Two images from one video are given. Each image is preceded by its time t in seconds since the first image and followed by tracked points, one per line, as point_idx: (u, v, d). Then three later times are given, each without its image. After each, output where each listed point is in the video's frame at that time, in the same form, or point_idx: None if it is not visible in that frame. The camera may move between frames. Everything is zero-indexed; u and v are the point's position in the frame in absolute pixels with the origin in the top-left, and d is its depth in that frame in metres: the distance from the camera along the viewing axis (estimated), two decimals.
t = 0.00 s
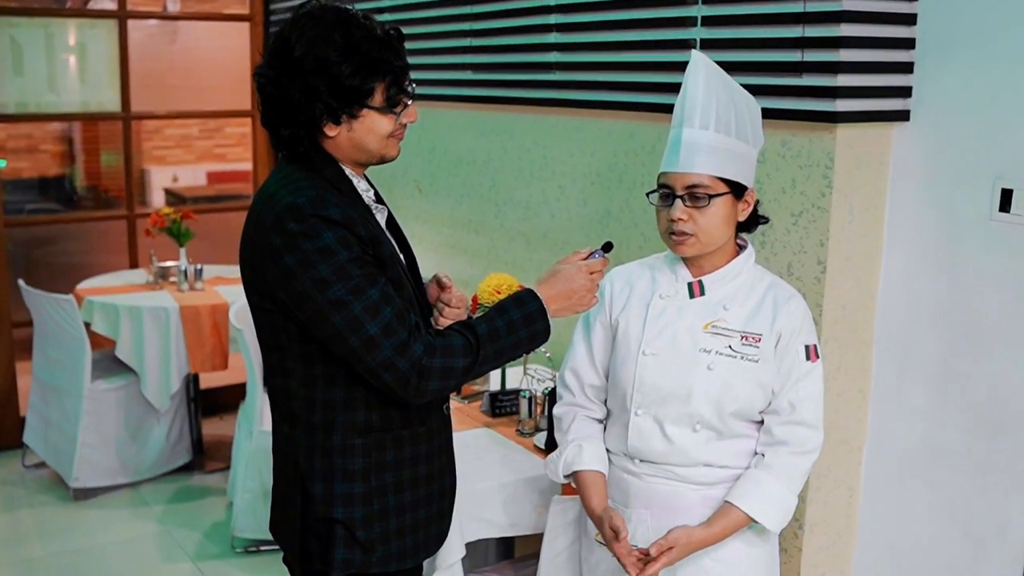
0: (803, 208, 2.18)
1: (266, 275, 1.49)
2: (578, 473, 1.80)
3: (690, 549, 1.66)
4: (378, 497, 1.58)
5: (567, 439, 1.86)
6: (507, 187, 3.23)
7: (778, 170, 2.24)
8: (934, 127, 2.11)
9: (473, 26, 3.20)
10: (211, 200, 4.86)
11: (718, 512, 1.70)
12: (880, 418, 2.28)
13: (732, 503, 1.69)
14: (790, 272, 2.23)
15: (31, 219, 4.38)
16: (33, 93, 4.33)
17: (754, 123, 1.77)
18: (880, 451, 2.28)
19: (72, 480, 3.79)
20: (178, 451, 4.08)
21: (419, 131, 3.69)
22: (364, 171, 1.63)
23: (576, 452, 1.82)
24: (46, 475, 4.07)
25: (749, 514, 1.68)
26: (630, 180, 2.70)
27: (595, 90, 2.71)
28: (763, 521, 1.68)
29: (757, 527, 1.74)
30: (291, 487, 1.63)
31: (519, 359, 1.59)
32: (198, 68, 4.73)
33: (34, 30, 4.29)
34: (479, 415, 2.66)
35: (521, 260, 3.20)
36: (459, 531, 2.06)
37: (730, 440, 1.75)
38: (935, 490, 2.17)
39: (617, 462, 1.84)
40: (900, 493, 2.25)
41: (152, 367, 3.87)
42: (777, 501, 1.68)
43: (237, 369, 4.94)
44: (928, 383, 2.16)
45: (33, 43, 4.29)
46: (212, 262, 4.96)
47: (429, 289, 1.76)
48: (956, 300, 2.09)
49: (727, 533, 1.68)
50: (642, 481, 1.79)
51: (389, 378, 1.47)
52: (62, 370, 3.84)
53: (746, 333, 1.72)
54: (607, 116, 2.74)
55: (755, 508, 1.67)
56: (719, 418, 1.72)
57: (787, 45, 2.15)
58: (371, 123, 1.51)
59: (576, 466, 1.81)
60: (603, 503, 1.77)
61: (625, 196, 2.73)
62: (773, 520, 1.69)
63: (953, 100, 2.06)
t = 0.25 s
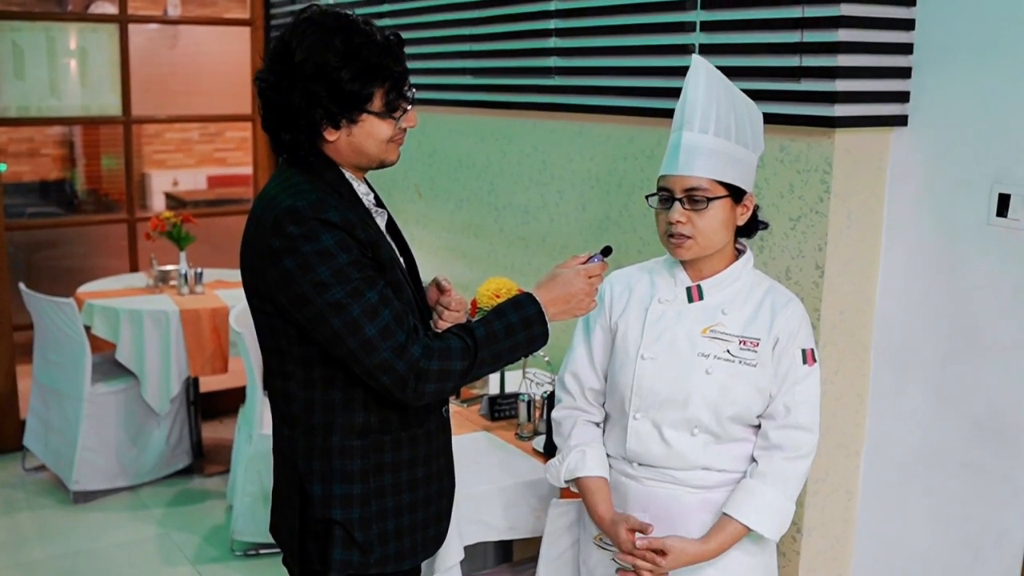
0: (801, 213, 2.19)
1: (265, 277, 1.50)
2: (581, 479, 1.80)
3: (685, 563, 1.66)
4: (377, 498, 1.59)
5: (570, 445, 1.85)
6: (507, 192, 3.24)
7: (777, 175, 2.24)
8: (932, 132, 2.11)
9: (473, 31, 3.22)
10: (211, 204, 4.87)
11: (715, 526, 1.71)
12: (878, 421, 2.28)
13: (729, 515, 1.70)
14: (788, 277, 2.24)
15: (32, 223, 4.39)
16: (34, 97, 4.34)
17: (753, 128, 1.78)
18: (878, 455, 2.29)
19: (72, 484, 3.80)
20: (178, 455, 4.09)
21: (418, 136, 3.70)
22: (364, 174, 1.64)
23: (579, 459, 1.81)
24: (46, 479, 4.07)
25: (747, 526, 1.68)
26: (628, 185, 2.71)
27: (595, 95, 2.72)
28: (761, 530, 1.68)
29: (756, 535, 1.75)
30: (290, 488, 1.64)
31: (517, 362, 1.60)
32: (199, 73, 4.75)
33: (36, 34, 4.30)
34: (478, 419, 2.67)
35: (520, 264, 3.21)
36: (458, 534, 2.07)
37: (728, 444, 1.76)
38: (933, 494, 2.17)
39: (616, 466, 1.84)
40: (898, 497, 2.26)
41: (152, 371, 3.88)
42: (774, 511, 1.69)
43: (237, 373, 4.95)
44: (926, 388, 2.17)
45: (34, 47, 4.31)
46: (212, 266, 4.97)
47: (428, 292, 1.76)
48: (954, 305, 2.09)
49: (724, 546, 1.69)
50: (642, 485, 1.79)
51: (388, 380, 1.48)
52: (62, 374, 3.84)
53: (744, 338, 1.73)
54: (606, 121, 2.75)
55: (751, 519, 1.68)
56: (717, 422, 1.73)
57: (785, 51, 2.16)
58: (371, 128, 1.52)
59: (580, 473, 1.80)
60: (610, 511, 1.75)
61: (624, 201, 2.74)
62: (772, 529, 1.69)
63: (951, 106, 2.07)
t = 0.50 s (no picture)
0: (799, 218, 2.20)
1: (265, 281, 1.51)
2: (587, 494, 1.81)
3: None
4: (376, 501, 1.59)
5: (574, 459, 1.86)
6: (506, 197, 3.24)
7: (776, 180, 2.25)
8: (930, 137, 2.12)
9: (473, 37, 3.22)
10: (212, 210, 4.88)
11: (711, 545, 1.71)
12: (877, 425, 2.29)
13: (724, 530, 1.70)
14: (787, 281, 2.24)
15: (32, 229, 4.40)
16: (34, 102, 4.35)
17: (753, 132, 1.79)
18: (877, 459, 2.29)
19: (72, 489, 3.80)
20: (178, 460, 4.09)
21: (418, 142, 3.71)
22: (364, 180, 1.64)
23: (584, 474, 1.82)
24: (46, 484, 4.07)
25: (742, 538, 1.69)
26: (628, 190, 2.72)
27: (594, 100, 2.72)
28: (755, 541, 1.69)
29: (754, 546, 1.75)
30: (291, 491, 1.64)
31: (516, 366, 1.60)
32: (199, 79, 4.76)
33: (36, 40, 4.31)
34: (478, 424, 2.67)
35: (519, 270, 3.21)
36: (457, 538, 2.06)
37: (725, 449, 1.76)
38: (932, 499, 2.18)
39: (617, 473, 1.84)
40: (897, 501, 2.26)
41: (153, 376, 3.89)
42: (767, 521, 1.69)
43: (237, 378, 4.95)
44: (925, 394, 2.17)
45: (35, 53, 4.32)
46: (212, 272, 4.97)
47: (428, 297, 1.78)
48: (952, 310, 2.10)
49: (722, 566, 1.69)
50: (641, 490, 1.79)
51: (385, 384, 1.48)
52: (62, 379, 3.85)
53: (742, 344, 1.74)
54: (606, 126, 2.76)
55: (744, 532, 1.69)
56: (715, 427, 1.73)
57: (783, 56, 2.17)
58: (370, 134, 1.53)
59: (585, 488, 1.81)
60: (617, 539, 1.78)
61: (623, 206, 2.74)
62: (767, 539, 1.70)
63: (949, 111, 2.08)
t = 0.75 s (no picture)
0: (799, 221, 2.20)
1: (266, 285, 1.51)
2: (588, 497, 1.81)
3: None
4: (376, 503, 1.59)
5: (575, 463, 1.86)
6: (506, 201, 3.25)
7: (775, 183, 2.25)
8: (929, 141, 2.12)
9: (472, 41, 3.23)
10: (212, 215, 4.88)
11: (712, 548, 1.71)
12: (877, 427, 2.29)
13: (724, 532, 1.70)
14: (787, 284, 2.24)
15: (33, 234, 4.40)
16: (35, 108, 4.35)
17: (752, 136, 1.79)
18: (878, 462, 2.30)
19: (72, 494, 3.80)
20: (179, 465, 4.09)
21: (418, 146, 3.71)
22: (364, 184, 1.65)
23: (585, 477, 1.82)
24: (47, 489, 4.07)
25: (743, 541, 1.69)
26: (628, 194, 2.72)
27: (594, 104, 2.73)
28: (755, 543, 1.69)
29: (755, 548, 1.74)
30: (293, 492, 1.64)
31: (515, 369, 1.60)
32: (199, 84, 4.76)
33: (37, 45, 4.32)
34: (478, 428, 2.67)
35: (520, 274, 3.22)
36: (458, 541, 2.06)
37: (726, 452, 1.76)
38: (932, 502, 2.18)
39: (618, 476, 1.84)
40: (898, 504, 2.26)
41: (153, 381, 3.89)
42: (768, 523, 1.69)
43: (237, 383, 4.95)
44: (925, 396, 2.17)
45: (35, 59, 4.33)
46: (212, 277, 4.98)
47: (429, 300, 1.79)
48: (952, 313, 2.10)
49: (722, 569, 1.69)
50: (641, 494, 1.79)
51: (384, 387, 1.49)
52: (63, 384, 3.85)
53: (743, 346, 1.74)
54: (605, 130, 2.76)
55: (746, 534, 1.69)
56: (716, 430, 1.74)
57: (782, 60, 2.17)
58: (370, 139, 1.53)
59: (586, 491, 1.81)
60: (618, 542, 1.79)
61: (623, 210, 2.75)
62: (767, 541, 1.70)
63: (948, 114, 2.08)
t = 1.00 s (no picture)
0: (799, 223, 2.20)
1: (267, 288, 1.51)
2: (588, 500, 1.81)
3: None
4: (377, 503, 1.59)
5: (575, 465, 1.86)
6: (507, 204, 3.25)
7: (776, 186, 2.25)
8: (929, 143, 2.12)
9: (473, 44, 3.23)
10: (213, 217, 4.88)
11: (713, 549, 1.71)
12: (878, 429, 2.28)
13: (725, 534, 1.70)
14: (787, 287, 2.24)
15: (33, 236, 4.40)
16: (36, 111, 4.35)
17: (753, 139, 1.79)
18: (879, 463, 2.29)
19: (73, 497, 3.80)
20: (179, 467, 4.09)
21: (419, 148, 3.71)
22: (365, 187, 1.65)
23: (585, 479, 1.81)
24: (47, 492, 4.07)
25: (744, 543, 1.68)
26: (628, 196, 2.72)
27: (594, 106, 2.73)
28: (756, 545, 1.68)
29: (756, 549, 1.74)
30: (294, 493, 1.64)
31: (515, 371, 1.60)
32: (199, 87, 4.77)
33: (37, 48, 4.32)
34: (479, 430, 2.67)
35: (520, 276, 3.22)
36: (458, 543, 2.06)
37: (727, 454, 1.76)
38: (934, 503, 2.17)
39: (618, 478, 1.84)
40: (899, 506, 2.26)
41: (154, 384, 3.88)
42: (768, 524, 1.69)
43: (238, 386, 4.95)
44: (926, 398, 2.17)
45: (36, 62, 4.33)
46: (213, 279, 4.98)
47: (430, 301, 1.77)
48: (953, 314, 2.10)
49: (723, 570, 1.69)
50: (642, 495, 1.79)
51: (384, 389, 1.49)
52: (63, 387, 3.85)
53: (743, 348, 1.74)
54: (606, 133, 2.76)
55: (747, 536, 1.68)
56: (717, 432, 1.73)
57: (783, 62, 2.17)
58: (371, 144, 1.53)
59: (586, 493, 1.81)
60: (618, 544, 1.78)
61: (623, 212, 2.74)
62: (768, 543, 1.69)
63: (949, 116, 2.08)
